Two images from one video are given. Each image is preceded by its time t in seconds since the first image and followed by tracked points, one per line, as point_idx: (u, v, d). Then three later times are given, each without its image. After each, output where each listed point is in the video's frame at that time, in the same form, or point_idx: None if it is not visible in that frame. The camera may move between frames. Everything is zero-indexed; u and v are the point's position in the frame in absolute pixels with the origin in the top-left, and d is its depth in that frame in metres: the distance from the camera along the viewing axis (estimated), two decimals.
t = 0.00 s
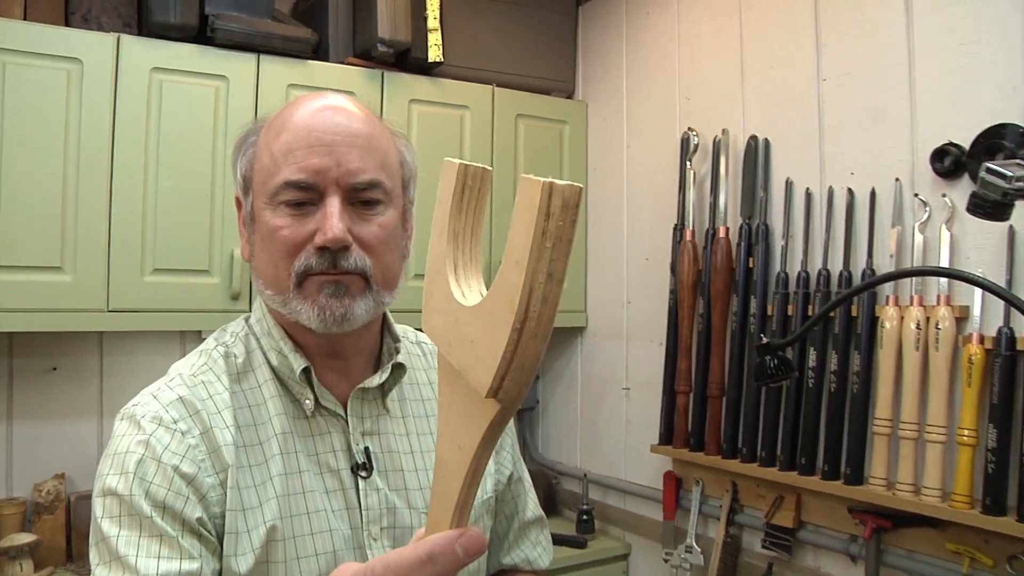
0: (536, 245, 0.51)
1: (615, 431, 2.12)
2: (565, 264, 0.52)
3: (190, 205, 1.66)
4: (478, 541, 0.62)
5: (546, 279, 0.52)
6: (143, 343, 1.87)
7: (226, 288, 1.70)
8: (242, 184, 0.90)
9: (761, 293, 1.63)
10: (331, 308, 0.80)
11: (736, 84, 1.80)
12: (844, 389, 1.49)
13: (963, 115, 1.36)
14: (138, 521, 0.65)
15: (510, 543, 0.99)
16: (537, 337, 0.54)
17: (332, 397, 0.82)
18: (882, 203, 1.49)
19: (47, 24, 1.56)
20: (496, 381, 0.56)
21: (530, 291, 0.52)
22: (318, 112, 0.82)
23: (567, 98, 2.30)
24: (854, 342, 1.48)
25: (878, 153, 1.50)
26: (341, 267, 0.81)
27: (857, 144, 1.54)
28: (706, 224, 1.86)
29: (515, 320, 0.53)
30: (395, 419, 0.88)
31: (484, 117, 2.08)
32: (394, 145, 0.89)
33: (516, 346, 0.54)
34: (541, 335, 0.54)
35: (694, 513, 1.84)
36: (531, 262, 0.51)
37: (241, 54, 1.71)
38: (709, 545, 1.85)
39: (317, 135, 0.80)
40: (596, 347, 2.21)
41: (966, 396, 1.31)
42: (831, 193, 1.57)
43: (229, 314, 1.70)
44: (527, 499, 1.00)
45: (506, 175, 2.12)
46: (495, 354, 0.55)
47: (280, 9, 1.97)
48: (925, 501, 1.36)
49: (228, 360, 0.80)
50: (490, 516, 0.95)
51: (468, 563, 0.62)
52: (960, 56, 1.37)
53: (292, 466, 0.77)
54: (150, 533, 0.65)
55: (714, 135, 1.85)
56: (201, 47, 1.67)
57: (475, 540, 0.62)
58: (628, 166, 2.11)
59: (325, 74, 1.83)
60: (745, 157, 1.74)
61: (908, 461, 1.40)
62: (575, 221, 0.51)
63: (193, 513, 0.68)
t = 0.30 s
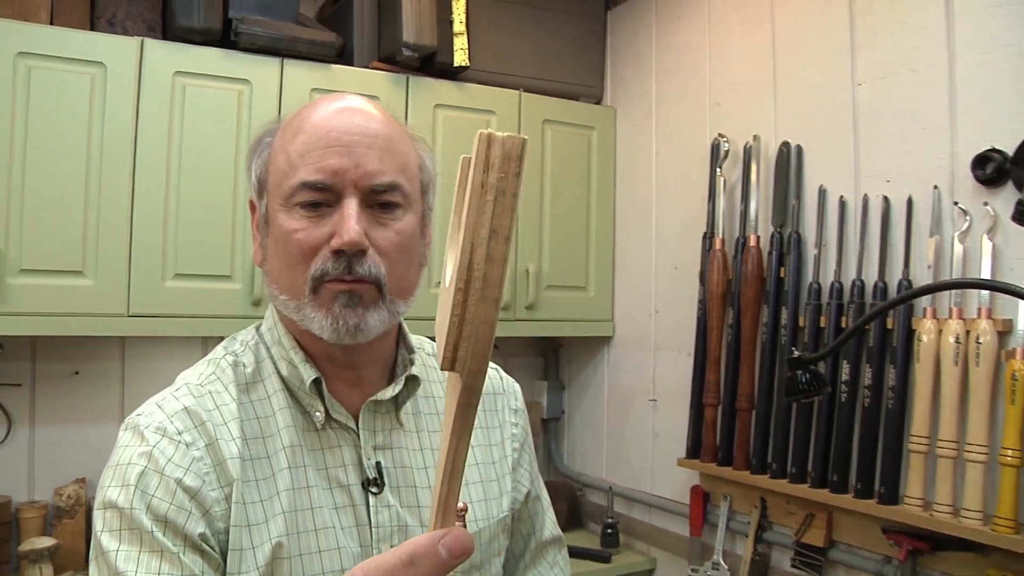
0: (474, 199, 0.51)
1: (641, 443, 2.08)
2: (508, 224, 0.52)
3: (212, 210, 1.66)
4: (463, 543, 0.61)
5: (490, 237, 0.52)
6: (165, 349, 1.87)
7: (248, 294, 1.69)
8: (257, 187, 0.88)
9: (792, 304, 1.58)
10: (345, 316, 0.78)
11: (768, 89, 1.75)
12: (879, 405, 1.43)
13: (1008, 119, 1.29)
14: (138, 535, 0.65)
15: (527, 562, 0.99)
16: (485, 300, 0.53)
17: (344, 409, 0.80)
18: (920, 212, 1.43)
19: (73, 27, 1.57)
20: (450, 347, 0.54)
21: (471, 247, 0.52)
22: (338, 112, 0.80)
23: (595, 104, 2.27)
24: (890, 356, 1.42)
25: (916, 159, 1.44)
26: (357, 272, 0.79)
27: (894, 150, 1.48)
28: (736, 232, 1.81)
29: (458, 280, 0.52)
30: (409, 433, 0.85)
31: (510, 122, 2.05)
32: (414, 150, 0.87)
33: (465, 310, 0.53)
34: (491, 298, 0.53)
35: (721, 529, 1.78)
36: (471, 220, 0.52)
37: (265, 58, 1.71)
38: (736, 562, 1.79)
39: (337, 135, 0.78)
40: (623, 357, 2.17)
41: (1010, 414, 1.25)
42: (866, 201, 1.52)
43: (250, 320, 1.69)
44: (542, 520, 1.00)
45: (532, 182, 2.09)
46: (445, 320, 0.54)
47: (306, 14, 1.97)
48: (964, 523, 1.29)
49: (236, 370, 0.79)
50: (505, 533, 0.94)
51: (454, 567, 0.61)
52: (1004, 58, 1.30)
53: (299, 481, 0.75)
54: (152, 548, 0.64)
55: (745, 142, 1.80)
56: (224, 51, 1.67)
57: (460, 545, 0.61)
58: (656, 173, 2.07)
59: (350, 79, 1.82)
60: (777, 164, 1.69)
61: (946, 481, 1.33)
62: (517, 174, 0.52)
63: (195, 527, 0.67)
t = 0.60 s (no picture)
0: (483, 195, 0.48)
1: (673, 453, 2.04)
2: (519, 218, 0.49)
3: (240, 218, 1.66)
4: (469, 557, 0.60)
5: (499, 234, 0.49)
6: (195, 357, 1.88)
7: (275, 302, 1.69)
8: (278, 192, 0.87)
9: (828, 311, 1.53)
10: (366, 326, 0.76)
11: (802, 90, 1.71)
12: (919, 415, 1.37)
13: None
14: (152, 547, 0.65)
15: None
16: (495, 301, 0.50)
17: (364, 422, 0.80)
18: (961, 216, 1.38)
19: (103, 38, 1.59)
20: (457, 352, 0.52)
21: (480, 246, 0.49)
22: (359, 115, 0.78)
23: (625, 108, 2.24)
24: (930, 364, 1.36)
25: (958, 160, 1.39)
26: (379, 280, 0.77)
27: (934, 151, 1.43)
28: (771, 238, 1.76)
29: (466, 281, 0.50)
30: (431, 445, 0.84)
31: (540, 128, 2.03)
32: (438, 153, 0.85)
33: (473, 310, 0.51)
34: (501, 298, 0.51)
35: (756, 541, 1.74)
36: (480, 216, 0.48)
37: (293, 65, 1.71)
38: None
39: (358, 139, 0.76)
40: (656, 364, 2.13)
41: None
42: (905, 204, 1.47)
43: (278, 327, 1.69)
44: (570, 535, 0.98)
45: (562, 187, 2.07)
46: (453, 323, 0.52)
47: (334, 22, 1.97)
48: (1011, 540, 1.24)
49: (254, 380, 0.80)
50: (531, 548, 0.92)
51: None
52: None
53: (317, 493, 0.75)
54: (165, 561, 0.65)
55: (779, 145, 1.76)
56: (252, 59, 1.68)
57: (465, 557, 0.59)
58: (688, 177, 2.03)
59: (377, 85, 1.81)
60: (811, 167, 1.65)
61: (993, 496, 1.28)
62: (528, 165, 0.48)
63: (209, 541, 0.68)
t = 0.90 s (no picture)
0: (493, 190, 0.45)
1: (693, 456, 2.01)
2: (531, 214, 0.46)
3: (254, 222, 1.66)
4: (467, 559, 0.57)
5: (511, 230, 0.46)
6: (211, 362, 1.88)
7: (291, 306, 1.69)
8: (283, 196, 0.87)
9: (850, 311, 1.50)
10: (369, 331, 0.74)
11: (820, 85, 1.68)
12: (944, 416, 1.34)
13: None
14: (158, 555, 0.67)
15: None
16: (506, 300, 0.47)
17: (373, 425, 0.80)
18: (986, 211, 1.34)
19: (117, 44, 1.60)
20: (465, 355, 0.48)
21: (492, 244, 0.46)
22: (362, 119, 0.77)
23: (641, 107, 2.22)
24: (956, 363, 1.33)
25: (983, 153, 1.35)
26: (384, 285, 0.75)
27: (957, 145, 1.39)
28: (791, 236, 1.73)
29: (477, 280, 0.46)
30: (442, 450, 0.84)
31: (555, 128, 2.01)
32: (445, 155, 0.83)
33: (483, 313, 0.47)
34: (512, 298, 0.47)
35: (778, 544, 1.70)
36: (490, 213, 0.45)
37: (306, 69, 1.71)
38: None
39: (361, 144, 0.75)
40: (675, 366, 2.10)
41: None
42: (927, 200, 1.43)
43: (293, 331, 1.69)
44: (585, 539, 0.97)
45: (579, 187, 2.05)
46: (459, 325, 0.48)
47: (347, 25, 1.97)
48: None
49: (262, 385, 0.80)
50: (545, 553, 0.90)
51: None
52: None
53: (325, 499, 0.76)
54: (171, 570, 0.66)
55: (798, 141, 1.72)
56: (265, 63, 1.68)
57: (464, 559, 0.57)
58: (705, 177, 2.01)
59: (390, 87, 1.81)
60: (830, 164, 1.62)
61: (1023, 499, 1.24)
62: (538, 158, 0.45)
63: (216, 549, 0.69)
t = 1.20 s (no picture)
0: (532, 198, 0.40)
1: (708, 461, 1.99)
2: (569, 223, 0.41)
3: (265, 228, 1.66)
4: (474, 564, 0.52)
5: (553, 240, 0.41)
6: (223, 368, 1.88)
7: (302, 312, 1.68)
8: (285, 203, 0.86)
9: (864, 314, 1.48)
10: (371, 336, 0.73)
11: (834, 86, 1.66)
12: (963, 420, 1.32)
13: None
14: (163, 564, 0.66)
15: None
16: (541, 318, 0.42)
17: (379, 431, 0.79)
18: (1004, 212, 1.32)
19: (128, 52, 1.61)
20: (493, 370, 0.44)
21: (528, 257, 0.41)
22: (366, 123, 0.76)
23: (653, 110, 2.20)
24: (974, 366, 1.31)
25: (1001, 153, 1.32)
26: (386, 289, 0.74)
27: (973, 146, 1.37)
28: (805, 239, 1.71)
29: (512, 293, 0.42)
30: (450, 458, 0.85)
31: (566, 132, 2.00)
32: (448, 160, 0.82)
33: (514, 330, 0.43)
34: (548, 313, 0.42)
35: (794, 550, 1.68)
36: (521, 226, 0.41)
37: (316, 74, 1.71)
38: None
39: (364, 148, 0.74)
40: (690, 371, 2.08)
41: None
42: (943, 201, 1.41)
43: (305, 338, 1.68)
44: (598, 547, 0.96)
45: (591, 192, 2.03)
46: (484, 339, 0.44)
47: (358, 31, 1.97)
48: None
49: (268, 393, 0.80)
50: (555, 562, 0.89)
51: None
52: None
53: (331, 506, 0.75)
54: None
55: (811, 143, 1.71)
56: (276, 69, 1.68)
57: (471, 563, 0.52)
58: (718, 180, 1.99)
59: (401, 93, 1.80)
60: (844, 166, 1.60)
61: None
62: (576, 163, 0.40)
63: (222, 558, 0.68)
